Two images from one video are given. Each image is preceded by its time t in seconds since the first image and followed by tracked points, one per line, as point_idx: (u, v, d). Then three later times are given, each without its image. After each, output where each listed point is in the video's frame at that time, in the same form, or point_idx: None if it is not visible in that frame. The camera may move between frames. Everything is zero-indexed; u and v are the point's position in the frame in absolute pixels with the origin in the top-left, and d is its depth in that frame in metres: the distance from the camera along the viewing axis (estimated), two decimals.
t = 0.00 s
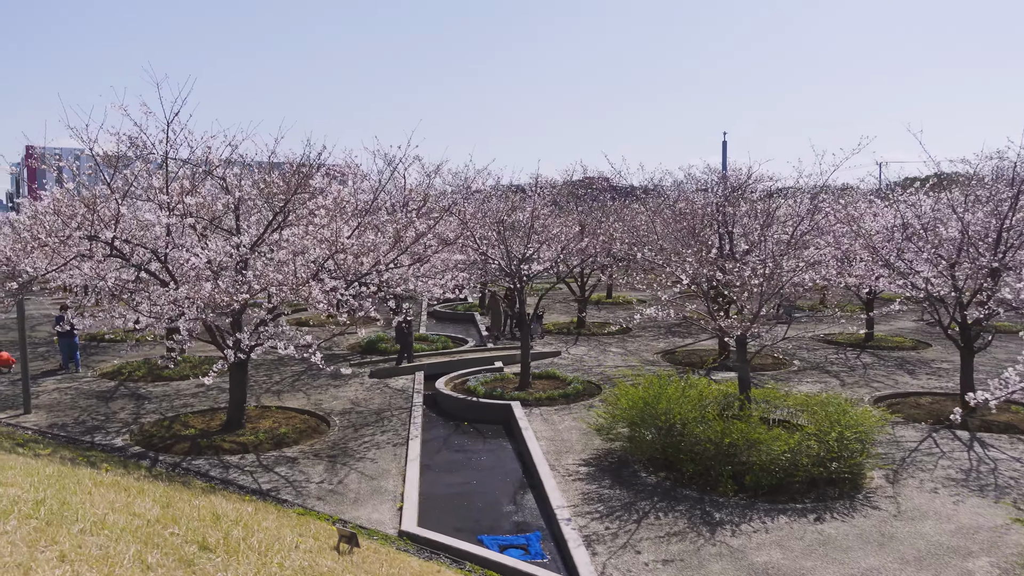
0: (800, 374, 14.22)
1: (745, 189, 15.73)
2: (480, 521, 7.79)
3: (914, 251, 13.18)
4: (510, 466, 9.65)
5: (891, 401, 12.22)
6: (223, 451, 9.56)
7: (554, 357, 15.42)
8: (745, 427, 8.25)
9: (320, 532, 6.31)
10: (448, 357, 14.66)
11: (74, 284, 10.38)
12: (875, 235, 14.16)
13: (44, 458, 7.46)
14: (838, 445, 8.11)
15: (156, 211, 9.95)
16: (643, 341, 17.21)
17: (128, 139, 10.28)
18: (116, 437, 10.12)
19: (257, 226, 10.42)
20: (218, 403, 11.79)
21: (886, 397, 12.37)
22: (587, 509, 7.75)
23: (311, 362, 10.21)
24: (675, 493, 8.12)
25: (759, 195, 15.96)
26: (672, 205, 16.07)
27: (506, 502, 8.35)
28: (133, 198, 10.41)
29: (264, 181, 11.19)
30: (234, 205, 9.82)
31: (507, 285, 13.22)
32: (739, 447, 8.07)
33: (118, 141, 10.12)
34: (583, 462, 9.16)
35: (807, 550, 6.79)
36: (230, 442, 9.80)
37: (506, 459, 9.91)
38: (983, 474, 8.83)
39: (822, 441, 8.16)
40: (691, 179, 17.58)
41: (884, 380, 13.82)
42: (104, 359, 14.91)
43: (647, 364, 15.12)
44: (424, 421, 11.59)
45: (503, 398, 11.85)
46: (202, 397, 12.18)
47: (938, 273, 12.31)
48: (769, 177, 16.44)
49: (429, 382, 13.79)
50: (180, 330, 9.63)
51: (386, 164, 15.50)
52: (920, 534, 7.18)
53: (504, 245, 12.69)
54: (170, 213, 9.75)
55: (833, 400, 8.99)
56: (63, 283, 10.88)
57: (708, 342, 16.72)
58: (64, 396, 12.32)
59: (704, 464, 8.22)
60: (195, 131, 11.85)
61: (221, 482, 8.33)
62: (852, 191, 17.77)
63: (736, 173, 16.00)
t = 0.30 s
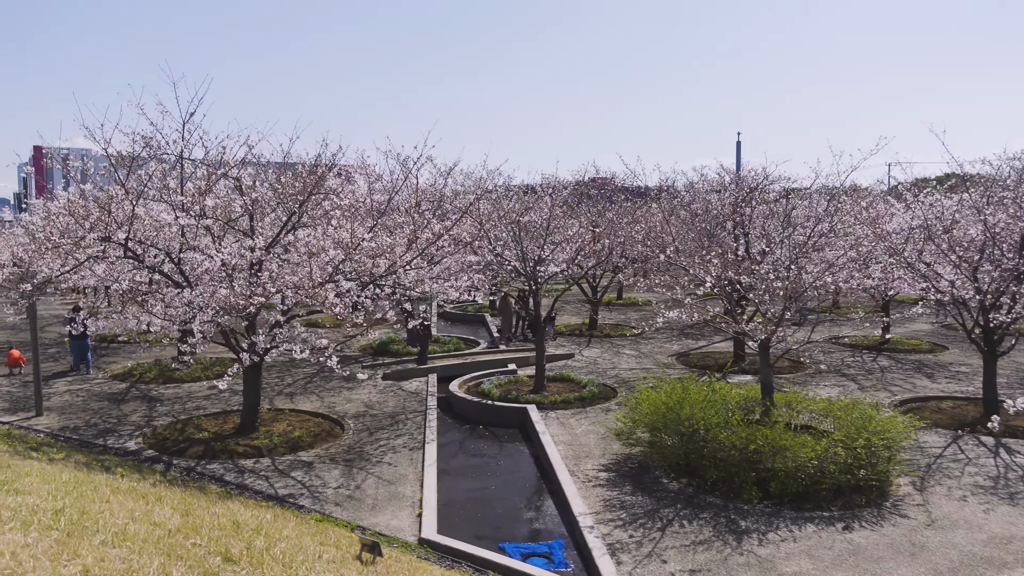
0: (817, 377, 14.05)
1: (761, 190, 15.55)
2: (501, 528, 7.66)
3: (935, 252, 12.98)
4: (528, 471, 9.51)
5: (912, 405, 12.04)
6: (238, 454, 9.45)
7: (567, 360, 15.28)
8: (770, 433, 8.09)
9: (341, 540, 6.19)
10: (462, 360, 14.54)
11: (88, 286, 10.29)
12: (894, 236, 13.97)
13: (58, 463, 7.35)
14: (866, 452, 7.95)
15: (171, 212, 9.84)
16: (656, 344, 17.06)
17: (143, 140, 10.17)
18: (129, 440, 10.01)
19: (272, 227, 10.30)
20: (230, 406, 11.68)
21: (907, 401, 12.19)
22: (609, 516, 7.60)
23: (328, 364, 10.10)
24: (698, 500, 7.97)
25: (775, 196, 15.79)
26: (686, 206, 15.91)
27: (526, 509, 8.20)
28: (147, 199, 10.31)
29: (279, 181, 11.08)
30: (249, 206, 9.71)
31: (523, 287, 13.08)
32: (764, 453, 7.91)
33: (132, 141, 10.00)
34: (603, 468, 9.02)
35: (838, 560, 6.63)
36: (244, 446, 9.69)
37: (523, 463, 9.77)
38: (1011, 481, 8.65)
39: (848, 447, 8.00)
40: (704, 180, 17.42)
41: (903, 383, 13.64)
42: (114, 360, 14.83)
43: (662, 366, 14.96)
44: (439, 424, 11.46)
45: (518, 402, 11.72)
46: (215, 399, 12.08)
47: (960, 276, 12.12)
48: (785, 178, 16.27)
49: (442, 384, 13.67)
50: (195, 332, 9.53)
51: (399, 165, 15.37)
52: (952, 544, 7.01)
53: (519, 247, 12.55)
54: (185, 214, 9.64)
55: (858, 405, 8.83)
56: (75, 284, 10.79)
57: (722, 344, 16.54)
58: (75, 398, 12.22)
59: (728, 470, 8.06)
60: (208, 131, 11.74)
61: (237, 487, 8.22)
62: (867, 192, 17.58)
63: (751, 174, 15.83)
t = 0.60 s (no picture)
0: (844, 381, 13.82)
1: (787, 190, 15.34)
2: (531, 534, 7.54)
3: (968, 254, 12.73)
4: (555, 475, 9.39)
5: (944, 409, 11.80)
6: (263, 456, 9.38)
7: (590, 362, 15.14)
8: (805, 438, 7.92)
9: (373, 545, 6.10)
10: (484, 361, 14.43)
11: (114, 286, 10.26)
12: (924, 238, 13.73)
13: (86, 463, 7.30)
14: (905, 459, 7.76)
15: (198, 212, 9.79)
16: (678, 346, 16.89)
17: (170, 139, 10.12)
18: (154, 440, 9.97)
19: (297, 227, 10.23)
20: (253, 407, 11.63)
21: (939, 406, 11.95)
22: (642, 522, 7.46)
23: (354, 366, 10.01)
24: (732, 506, 7.81)
25: (802, 196, 15.57)
26: (710, 207, 15.72)
27: (555, 513, 8.09)
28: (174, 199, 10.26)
29: (304, 181, 11.00)
30: (275, 206, 9.64)
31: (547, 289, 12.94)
32: (800, 459, 7.75)
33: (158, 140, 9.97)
34: (633, 472, 8.88)
35: (879, 570, 6.45)
36: (270, 447, 9.63)
37: (550, 467, 9.65)
38: None
39: (886, 454, 7.81)
40: (728, 180, 17.22)
41: (933, 387, 13.38)
42: (136, 360, 14.82)
43: (685, 369, 14.79)
44: (463, 426, 11.36)
45: (544, 404, 11.59)
46: (238, 400, 12.04)
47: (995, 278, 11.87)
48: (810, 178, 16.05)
49: (464, 386, 13.56)
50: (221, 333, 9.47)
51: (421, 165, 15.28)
52: (997, 555, 6.81)
53: (544, 247, 12.41)
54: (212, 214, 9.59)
55: (895, 411, 8.63)
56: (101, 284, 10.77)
57: (746, 347, 16.34)
58: (99, 398, 12.21)
59: (762, 476, 7.89)
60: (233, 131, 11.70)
61: (264, 490, 8.14)
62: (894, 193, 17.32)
63: (777, 174, 15.62)
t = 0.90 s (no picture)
0: (874, 384, 13.60)
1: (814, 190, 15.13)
2: (564, 540, 7.41)
3: (1002, 255, 12.46)
4: (585, 480, 9.25)
5: (980, 413, 11.55)
6: (290, 458, 9.31)
7: (613, 364, 15.00)
8: (845, 444, 7.74)
9: (408, 551, 6.00)
10: (507, 363, 14.32)
11: (141, 286, 10.24)
12: (956, 238, 13.47)
13: (116, 466, 7.23)
14: (948, 465, 7.56)
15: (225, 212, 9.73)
16: (702, 348, 16.71)
17: (197, 139, 10.07)
18: (181, 442, 9.93)
19: (324, 227, 10.16)
20: (278, 408, 11.57)
21: (973, 410, 11.69)
22: (678, 528, 7.31)
23: (381, 367, 9.93)
24: (768, 512, 7.63)
25: (830, 196, 15.34)
26: (736, 208, 15.52)
27: (587, 519, 7.96)
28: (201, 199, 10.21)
29: (331, 182, 10.92)
30: (302, 206, 9.56)
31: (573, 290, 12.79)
32: (840, 465, 7.57)
33: (186, 140, 9.93)
34: (664, 477, 8.73)
35: None
36: (296, 450, 9.55)
37: (579, 472, 9.52)
38: None
39: (928, 461, 7.62)
40: (753, 180, 17.02)
41: (966, 391, 13.11)
42: (159, 360, 14.83)
43: (711, 371, 14.60)
44: (489, 429, 11.24)
45: (570, 407, 11.46)
46: (262, 401, 11.98)
47: None
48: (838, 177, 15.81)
49: (488, 388, 13.45)
50: (248, 334, 9.42)
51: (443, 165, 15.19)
52: None
53: (569, 248, 12.28)
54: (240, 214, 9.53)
55: (935, 416, 8.43)
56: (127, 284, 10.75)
57: (772, 349, 16.12)
58: (124, 398, 12.20)
59: (800, 482, 7.71)
60: (258, 131, 11.65)
61: (292, 493, 8.06)
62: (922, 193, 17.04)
63: (804, 174, 15.40)
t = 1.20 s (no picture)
0: (895, 386, 13.42)
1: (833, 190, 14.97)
2: (590, 546, 7.29)
3: None
4: (607, 484, 9.12)
5: (1005, 416, 11.36)
6: (309, 462, 9.22)
7: (630, 365, 14.86)
8: (875, 448, 7.60)
9: (436, 559, 5.89)
10: (524, 364, 14.20)
11: (158, 288, 10.17)
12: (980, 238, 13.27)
13: (137, 471, 7.15)
14: (982, 470, 7.38)
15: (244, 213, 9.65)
16: (719, 349, 16.56)
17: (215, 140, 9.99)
18: (198, 445, 9.85)
19: (341, 228, 10.06)
20: (294, 411, 11.48)
21: (999, 412, 11.50)
22: (706, 535, 7.17)
23: (400, 370, 9.82)
24: (798, 518, 7.49)
25: (849, 196, 15.17)
26: (754, 208, 15.37)
27: (612, 524, 7.83)
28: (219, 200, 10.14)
29: (348, 182, 10.83)
30: (321, 207, 9.47)
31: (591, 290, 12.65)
32: (871, 470, 7.42)
33: (203, 141, 9.86)
34: (689, 481, 8.60)
35: None
36: (315, 453, 9.45)
37: (601, 476, 9.39)
38: None
39: (962, 466, 7.45)
40: (770, 180, 16.86)
41: (989, 393, 12.91)
42: (173, 362, 14.78)
43: (729, 372, 14.45)
44: (508, 432, 11.13)
45: (589, 409, 11.34)
46: (278, 404, 11.89)
47: None
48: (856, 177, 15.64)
49: (504, 390, 13.34)
50: (267, 336, 9.33)
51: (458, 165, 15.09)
52: None
53: (587, 248, 12.15)
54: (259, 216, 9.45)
55: (966, 420, 8.26)
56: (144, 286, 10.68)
57: (789, 350, 15.95)
58: (139, 401, 12.14)
59: (830, 487, 7.57)
60: (275, 132, 11.56)
61: (313, 497, 7.97)
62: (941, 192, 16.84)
63: (822, 174, 15.24)
